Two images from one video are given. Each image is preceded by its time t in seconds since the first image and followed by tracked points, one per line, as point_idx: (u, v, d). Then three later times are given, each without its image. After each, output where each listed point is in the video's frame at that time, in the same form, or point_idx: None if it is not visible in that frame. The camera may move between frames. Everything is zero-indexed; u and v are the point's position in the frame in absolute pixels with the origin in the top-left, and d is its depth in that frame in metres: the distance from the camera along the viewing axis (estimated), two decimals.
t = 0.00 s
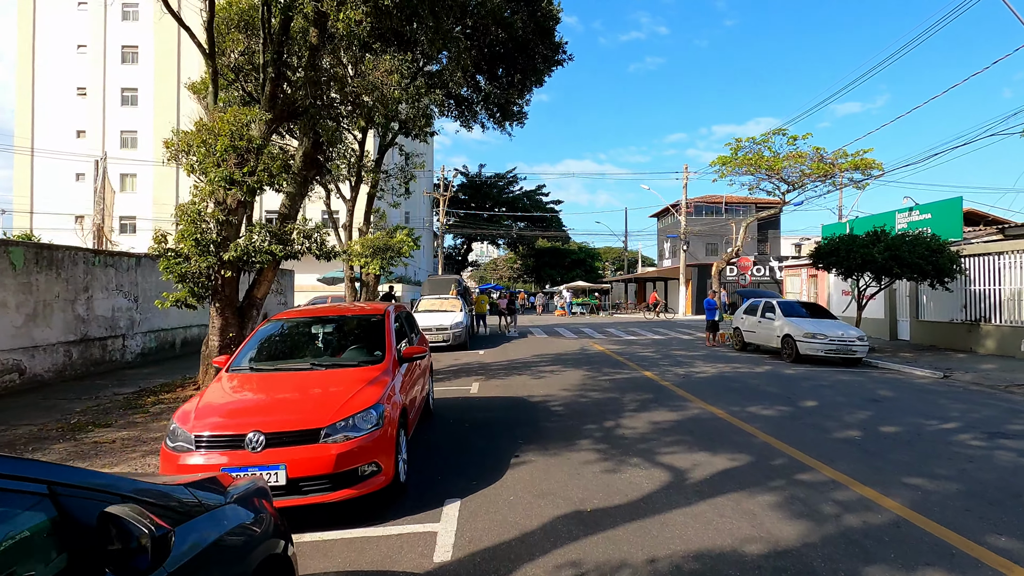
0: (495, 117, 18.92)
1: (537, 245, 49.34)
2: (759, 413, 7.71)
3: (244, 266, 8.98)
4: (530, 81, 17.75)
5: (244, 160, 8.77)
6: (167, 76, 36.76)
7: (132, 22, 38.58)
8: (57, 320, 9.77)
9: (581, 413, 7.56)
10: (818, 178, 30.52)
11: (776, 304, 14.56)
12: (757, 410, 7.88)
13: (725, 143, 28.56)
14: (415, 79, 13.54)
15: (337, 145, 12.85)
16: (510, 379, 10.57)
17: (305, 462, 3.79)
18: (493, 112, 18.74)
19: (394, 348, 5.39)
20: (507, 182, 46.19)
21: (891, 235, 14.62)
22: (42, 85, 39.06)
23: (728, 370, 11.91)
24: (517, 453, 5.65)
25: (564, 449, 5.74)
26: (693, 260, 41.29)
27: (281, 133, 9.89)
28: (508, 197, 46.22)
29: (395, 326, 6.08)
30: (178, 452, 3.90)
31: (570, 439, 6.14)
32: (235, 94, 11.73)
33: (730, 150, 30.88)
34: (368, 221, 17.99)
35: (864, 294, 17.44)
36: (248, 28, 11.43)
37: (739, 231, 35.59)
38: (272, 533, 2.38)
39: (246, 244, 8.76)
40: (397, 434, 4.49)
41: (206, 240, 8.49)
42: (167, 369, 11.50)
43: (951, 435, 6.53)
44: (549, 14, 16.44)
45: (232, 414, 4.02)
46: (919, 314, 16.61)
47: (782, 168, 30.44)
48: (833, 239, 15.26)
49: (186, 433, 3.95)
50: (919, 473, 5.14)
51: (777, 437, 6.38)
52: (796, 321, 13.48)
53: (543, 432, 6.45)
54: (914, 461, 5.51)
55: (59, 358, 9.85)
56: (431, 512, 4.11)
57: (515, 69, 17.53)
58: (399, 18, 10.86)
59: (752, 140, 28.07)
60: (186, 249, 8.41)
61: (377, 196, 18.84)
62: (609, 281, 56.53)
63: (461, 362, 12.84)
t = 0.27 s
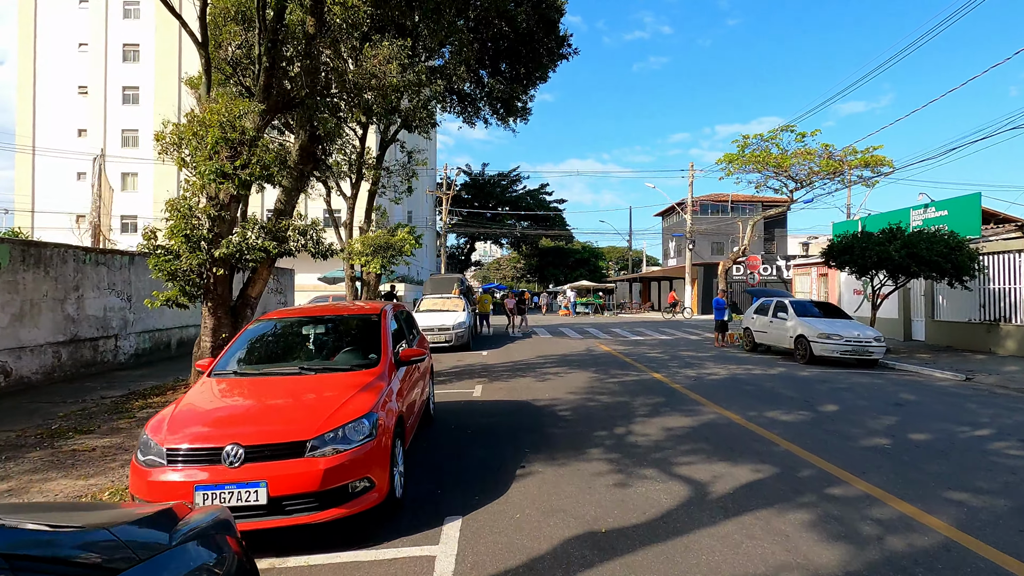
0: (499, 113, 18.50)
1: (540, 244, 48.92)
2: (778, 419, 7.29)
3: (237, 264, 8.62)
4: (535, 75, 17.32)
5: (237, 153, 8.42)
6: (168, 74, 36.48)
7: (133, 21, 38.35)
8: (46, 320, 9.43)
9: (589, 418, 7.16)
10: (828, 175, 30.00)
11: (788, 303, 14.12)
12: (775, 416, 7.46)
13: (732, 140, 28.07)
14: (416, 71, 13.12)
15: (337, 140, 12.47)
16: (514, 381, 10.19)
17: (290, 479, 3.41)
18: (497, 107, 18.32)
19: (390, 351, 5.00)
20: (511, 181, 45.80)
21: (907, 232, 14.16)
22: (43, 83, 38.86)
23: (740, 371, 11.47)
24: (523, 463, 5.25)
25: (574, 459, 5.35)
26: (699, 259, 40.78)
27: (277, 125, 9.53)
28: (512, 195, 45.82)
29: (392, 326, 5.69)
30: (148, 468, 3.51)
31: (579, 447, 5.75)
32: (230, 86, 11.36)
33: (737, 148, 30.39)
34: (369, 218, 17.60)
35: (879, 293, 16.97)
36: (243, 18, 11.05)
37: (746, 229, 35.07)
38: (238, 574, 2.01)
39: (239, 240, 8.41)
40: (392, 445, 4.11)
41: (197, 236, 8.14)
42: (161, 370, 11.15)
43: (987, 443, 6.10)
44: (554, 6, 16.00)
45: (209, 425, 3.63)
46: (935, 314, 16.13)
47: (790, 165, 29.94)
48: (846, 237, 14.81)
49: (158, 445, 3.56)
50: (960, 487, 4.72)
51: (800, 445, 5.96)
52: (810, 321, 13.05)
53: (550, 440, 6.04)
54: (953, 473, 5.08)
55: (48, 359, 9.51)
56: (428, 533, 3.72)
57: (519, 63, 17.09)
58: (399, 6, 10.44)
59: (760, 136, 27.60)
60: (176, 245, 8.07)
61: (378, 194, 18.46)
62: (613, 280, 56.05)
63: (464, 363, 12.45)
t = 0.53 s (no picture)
0: (502, 109, 18.09)
1: (543, 243, 48.51)
2: (798, 429, 6.89)
3: (229, 263, 8.26)
4: (539, 70, 16.93)
5: (229, 148, 8.07)
6: (169, 72, 36.15)
7: (133, 17, 38.01)
8: (33, 321, 9.08)
9: (598, 427, 6.77)
10: (836, 174, 29.53)
11: (799, 305, 13.71)
12: (795, 425, 7.06)
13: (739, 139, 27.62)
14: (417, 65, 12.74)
15: (335, 136, 12.10)
16: (518, 385, 9.82)
17: (271, 505, 3.04)
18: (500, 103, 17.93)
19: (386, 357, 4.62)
20: (514, 180, 45.42)
21: (923, 231, 13.74)
22: (43, 81, 38.56)
23: (752, 376, 11.07)
24: (529, 479, 4.87)
25: (584, 473, 4.98)
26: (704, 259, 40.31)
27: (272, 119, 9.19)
28: (514, 194, 45.42)
29: (388, 331, 5.31)
30: (113, 493, 3.14)
31: (589, 460, 5.38)
32: (225, 79, 10.98)
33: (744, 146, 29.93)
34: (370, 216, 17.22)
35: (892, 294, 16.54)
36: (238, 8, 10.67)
37: (752, 229, 34.61)
38: None
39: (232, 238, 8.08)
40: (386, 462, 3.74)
41: (187, 234, 7.78)
42: (153, 373, 10.80)
43: None
44: None
45: (185, 442, 3.27)
46: (949, 315, 15.71)
47: (798, 164, 29.49)
48: (860, 237, 14.38)
49: (123, 466, 3.19)
50: (1006, 508, 4.34)
51: (826, 459, 5.57)
52: (822, 322, 12.65)
53: (557, 453, 5.66)
54: (996, 492, 4.69)
55: (34, 362, 9.15)
56: (425, 564, 3.34)
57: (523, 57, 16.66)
58: None
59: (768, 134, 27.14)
60: (165, 243, 7.71)
61: (379, 191, 18.09)
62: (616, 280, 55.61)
63: (466, 366, 12.07)
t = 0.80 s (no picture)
0: (505, 104, 17.74)
1: (545, 242, 48.09)
2: (817, 433, 6.49)
3: (218, 257, 7.88)
4: (543, 63, 16.53)
5: (218, 136, 7.71)
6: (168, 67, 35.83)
7: (133, 13, 37.67)
8: (16, 317, 8.73)
9: (606, 431, 6.38)
10: (843, 172, 29.08)
11: (810, 304, 13.30)
12: (813, 429, 6.66)
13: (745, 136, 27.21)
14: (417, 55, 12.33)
15: (332, 127, 11.73)
16: (520, 385, 9.43)
17: (240, 525, 2.67)
18: (502, 97, 17.52)
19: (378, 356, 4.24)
20: (516, 178, 45.07)
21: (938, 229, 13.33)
22: (42, 76, 38.27)
23: (763, 377, 10.68)
24: (533, 488, 4.48)
25: (592, 482, 4.60)
26: (708, 258, 39.90)
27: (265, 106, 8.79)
28: (516, 192, 45.03)
29: (381, 327, 4.93)
30: (61, 509, 2.77)
31: (597, 467, 5.00)
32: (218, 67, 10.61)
33: (749, 143, 29.51)
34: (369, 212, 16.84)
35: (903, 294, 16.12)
36: None
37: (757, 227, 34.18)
38: None
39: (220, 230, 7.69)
40: (376, 472, 3.37)
41: (174, 225, 7.40)
42: (142, 372, 10.43)
43: None
44: None
45: (155, 449, 2.92)
46: (963, 316, 15.28)
47: (804, 161, 29.04)
48: (872, 234, 13.95)
49: (77, 478, 2.82)
50: None
51: (852, 468, 5.18)
52: (835, 322, 12.24)
53: (562, 460, 5.27)
54: None
55: (17, 359, 8.79)
56: None
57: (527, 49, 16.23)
58: None
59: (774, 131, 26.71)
60: (150, 234, 7.32)
61: (379, 186, 17.71)
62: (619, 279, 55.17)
63: (467, 366, 11.69)
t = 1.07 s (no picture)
0: (508, 100, 17.36)
1: (548, 241, 47.72)
2: (841, 445, 6.11)
3: (207, 257, 7.52)
4: (546, 58, 16.13)
5: (207, 130, 7.35)
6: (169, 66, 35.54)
7: (133, 10, 37.35)
8: None
9: (616, 442, 6.01)
10: (851, 170, 28.60)
11: (823, 305, 12.86)
12: (836, 440, 6.27)
13: (751, 133, 26.75)
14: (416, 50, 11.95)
15: (328, 123, 11.38)
16: (523, 390, 9.06)
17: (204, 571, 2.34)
18: (505, 94, 17.16)
19: (369, 366, 3.88)
20: (519, 177, 44.67)
21: (955, 227, 12.89)
22: (42, 75, 38.01)
23: (776, 381, 10.28)
24: (540, 512, 4.11)
25: (603, 503, 4.22)
26: (713, 258, 39.42)
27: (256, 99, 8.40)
28: (519, 191, 44.78)
29: (374, 333, 4.56)
30: None
31: (608, 485, 4.63)
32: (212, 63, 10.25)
33: (756, 141, 29.04)
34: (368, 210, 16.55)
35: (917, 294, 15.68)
36: None
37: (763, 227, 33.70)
38: None
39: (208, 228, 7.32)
40: (363, 500, 3.03)
41: (161, 223, 7.04)
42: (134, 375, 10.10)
43: None
44: None
45: (123, 477, 2.61)
46: (979, 317, 14.85)
47: (812, 159, 28.59)
48: (887, 233, 13.52)
49: (23, 513, 2.51)
50: None
51: (884, 486, 4.80)
52: (849, 324, 11.83)
53: (571, 476, 4.90)
54: None
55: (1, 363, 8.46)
56: None
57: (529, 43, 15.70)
58: None
59: (781, 128, 26.25)
60: (136, 233, 6.96)
61: (379, 185, 17.34)
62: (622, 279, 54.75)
63: (469, 369, 11.32)
